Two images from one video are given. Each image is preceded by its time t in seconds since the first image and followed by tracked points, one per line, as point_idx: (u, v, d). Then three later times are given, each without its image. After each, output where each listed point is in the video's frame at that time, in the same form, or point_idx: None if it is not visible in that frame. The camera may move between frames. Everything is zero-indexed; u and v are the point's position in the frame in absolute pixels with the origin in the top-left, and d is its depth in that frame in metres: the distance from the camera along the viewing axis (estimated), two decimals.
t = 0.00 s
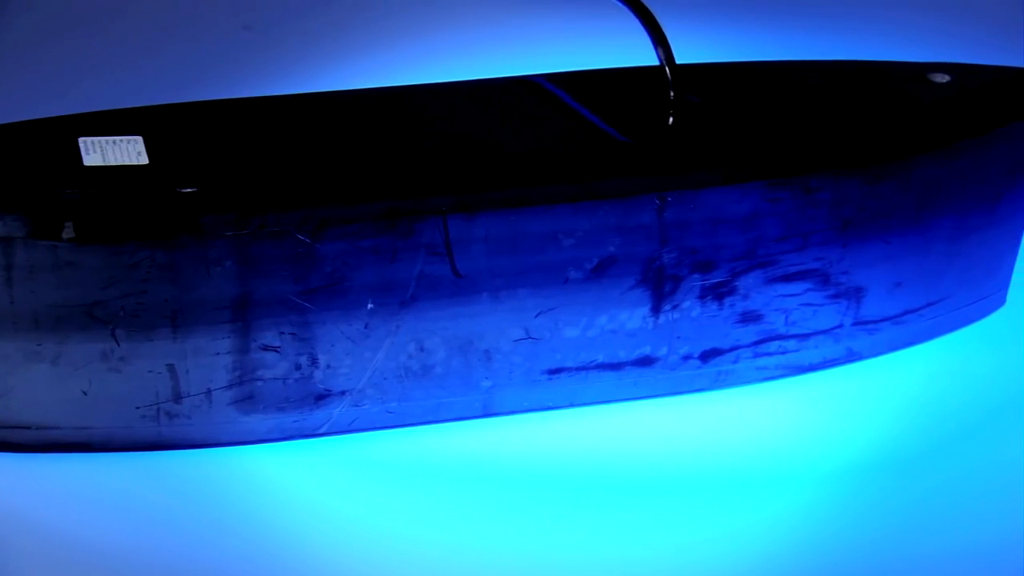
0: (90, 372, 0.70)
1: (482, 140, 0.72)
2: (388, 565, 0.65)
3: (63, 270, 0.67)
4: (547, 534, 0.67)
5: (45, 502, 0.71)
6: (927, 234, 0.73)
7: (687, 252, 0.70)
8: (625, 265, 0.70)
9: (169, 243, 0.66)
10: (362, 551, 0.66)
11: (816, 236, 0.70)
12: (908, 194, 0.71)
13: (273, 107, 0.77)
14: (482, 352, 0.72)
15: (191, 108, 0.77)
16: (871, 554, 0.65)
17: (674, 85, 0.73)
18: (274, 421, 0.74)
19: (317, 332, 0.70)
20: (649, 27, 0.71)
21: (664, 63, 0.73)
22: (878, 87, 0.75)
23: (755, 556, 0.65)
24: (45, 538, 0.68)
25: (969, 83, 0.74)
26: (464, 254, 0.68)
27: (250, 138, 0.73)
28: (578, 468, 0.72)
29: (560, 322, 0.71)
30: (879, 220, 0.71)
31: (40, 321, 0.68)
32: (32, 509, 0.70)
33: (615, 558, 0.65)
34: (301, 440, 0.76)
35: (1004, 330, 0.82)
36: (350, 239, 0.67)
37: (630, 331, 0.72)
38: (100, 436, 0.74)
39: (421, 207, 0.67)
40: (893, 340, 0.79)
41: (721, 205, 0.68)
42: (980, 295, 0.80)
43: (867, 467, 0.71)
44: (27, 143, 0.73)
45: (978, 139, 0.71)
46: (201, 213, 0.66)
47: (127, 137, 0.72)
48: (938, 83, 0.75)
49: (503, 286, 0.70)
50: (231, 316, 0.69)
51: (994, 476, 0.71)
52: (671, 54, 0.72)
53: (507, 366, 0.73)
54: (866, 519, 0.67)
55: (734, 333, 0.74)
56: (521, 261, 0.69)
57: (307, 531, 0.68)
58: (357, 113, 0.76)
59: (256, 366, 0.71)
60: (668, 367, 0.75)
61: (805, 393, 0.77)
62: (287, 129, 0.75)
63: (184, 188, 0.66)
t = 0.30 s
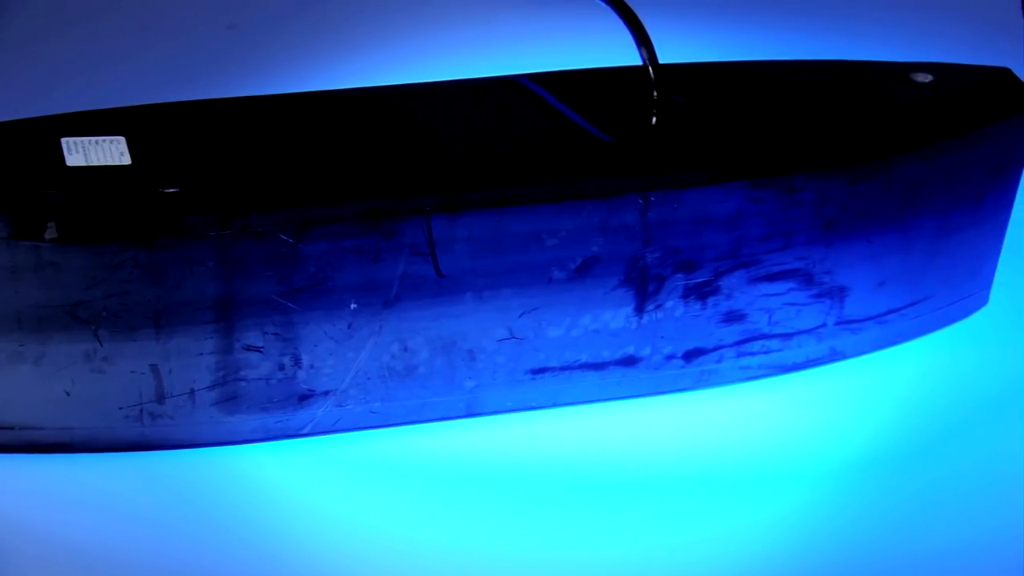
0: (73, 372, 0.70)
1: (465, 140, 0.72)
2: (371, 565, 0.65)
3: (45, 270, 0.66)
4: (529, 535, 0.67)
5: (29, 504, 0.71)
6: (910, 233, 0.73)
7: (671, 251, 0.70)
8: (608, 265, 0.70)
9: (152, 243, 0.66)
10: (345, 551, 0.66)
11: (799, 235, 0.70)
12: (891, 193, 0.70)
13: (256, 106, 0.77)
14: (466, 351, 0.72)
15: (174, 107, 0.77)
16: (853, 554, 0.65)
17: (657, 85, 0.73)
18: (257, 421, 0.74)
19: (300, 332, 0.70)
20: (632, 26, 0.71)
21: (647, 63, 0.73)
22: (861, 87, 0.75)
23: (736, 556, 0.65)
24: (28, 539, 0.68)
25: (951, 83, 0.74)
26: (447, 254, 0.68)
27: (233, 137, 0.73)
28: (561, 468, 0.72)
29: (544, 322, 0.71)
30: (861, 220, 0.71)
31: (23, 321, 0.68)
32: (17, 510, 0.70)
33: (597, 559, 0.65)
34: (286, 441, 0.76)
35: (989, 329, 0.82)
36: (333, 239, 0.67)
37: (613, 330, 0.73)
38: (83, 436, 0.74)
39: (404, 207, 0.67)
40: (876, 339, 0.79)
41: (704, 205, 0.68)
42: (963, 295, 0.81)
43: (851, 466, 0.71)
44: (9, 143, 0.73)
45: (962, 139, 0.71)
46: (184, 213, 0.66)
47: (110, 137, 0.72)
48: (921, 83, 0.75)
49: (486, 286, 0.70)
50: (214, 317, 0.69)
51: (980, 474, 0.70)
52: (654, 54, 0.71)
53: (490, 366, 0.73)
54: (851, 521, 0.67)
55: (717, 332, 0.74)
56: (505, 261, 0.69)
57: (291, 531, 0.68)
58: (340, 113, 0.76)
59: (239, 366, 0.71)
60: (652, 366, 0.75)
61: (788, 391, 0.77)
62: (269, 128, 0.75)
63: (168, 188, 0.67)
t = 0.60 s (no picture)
0: (56, 373, 0.70)
1: (448, 141, 0.72)
2: (357, 567, 0.65)
3: (28, 271, 0.66)
4: (514, 536, 0.67)
5: (13, 505, 0.71)
6: (894, 233, 0.73)
7: (654, 251, 0.69)
8: (592, 265, 0.70)
9: (135, 244, 0.66)
10: (329, 550, 0.66)
11: (783, 235, 0.70)
12: (874, 192, 0.70)
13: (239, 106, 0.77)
14: (449, 352, 0.72)
15: (154, 108, 0.77)
16: (837, 555, 0.65)
17: (641, 86, 0.73)
18: (241, 421, 0.74)
19: (284, 332, 0.70)
20: (615, 26, 0.71)
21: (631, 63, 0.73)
22: (844, 88, 0.75)
23: (718, 556, 0.65)
24: (12, 540, 0.68)
25: (934, 84, 0.74)
26: (431, 254, 0.68)
27: (215, 138, 0.73)
28: (545, 468, 0.72)
29: (527, 322, 0.71)
30: (845, 219, 0.71)
31: (5, 322, 0.68)
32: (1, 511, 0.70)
33: (580, 559, 0.65)
34: (269, 441, 0.75)
35: (973, 327, 0.82)
36: (316, 239, 0.66)
37: (596, 330, 0.73)
38: (65, 437, 0.74)
39: (388, 207, 0.66)
40: (859, 338, 0.79)
41: (688, 205, 0.68)
42: (947, 294, 0.81)
43: (834, 465, 0.71)
44: None
45: (946, 139, 0.70)
46: (168, 214, 0.66)
47: (92, 137, 0.72)
48: (904, 83, 0.75)
49: (470, 286, 0.69)
50: (197, 317, 0.69)
51: (965, 474, 0.70)
52: (638, 53, 0.71)
53: (474, 366, 0.73)
54: (835, 523, 0.67)
55: (700, 332, 0.74)
56: (488, 261, 0.69)
57: (275, 531, 0.68)
58: (323, 113, 0.76)
59: (222, 366, 0.71)
60: (635, 366, 0.75)
61: (771, 391, 0.77)
62: (252, 129, 0.74)
63: (150, 188, 0.68)
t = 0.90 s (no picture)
0: (39, 374, 0.70)
1: (432, 141, 0.72)
2: (340, 566, 0.65)
3: (11, 272, 0.66)
4: (498, 536, 0.67)
5: None
6: (878, 231, 0.73)
7: (638, 251, 0.69)
8: (576, 264, 0.69)
9: (118, 244, 0.65)
10: (313, 550, 0.66)
11: (767, 234, 0.70)
12: (858, 191, 0.70)
13: (223, 107, 0.77)
14: (433, 352, 0.72)
15: (137, 109, 0.77)
16: (823, 553, 0.65)
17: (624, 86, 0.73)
18: (225, 421, 0.74)
19: (267, 332, 0.70)
20: (599, 26, 0.71)
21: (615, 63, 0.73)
22: (827, 88, 0.75)
23: (703, 556, 0.65)
24: None
25: (917, 84, 0.75)
26: (415, 254, 0.68)
27: (199, 139, 0.73)
28: (529, 468, 0.72)
29: (512, 321, 0.71)
30: (828, 219, 0.71)
31: None
32: None
33: (565, 559, 0.65)
34: (253, 441, 0.75)
35: (958, 325, 0.82)
36: (300, 239, 0.66)
37: (580, 330, 0.73)
38: (48, 437, 0.74)
39: (372, 207, 0.66)
40: (843, 337, 0.79)
41: (672, 204, 0.68)
42: (931, 292, 0.81)
43: (819, 464, 0.71)
44: None
45: (929, 138, 0.71)
46: (151, 215, 0.66)
47: (76, 137, 0.72)
48: (887, 83, 0.75)
49: (454, 286, 0.69)
50: (180, 318, 0.69)
51: (951, 473, 0.70)
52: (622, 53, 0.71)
53: (458, 366, 0.73)
54: (821, 521, 0.67)
55: (685, 331, 0.74)
56: (472, 261, 0.69)
57: (262, 531, 0.68)
58: (307, 114, 0.76)
59: (206, 366, 0.71)
60: (618, 366, 0.75)
61: (755, 390, 0.77)
62: (235, 130, 0.75)
63: (134, 189, 0.68)
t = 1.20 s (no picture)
0: (24, 374, 0.70)
1: (417, 142, 0.72)
2: (324, 566, 0.65)
3: None
4: (483, 535, 0.67)
5: None
6: (863, 231, 0.73)
7: (623, 251, 0.69)
8: (561, 264, 0.69)
9: (101, 245, 0.65)
10: (298, 550, 0.66)
11: (751, 234, 0.70)
12: (843, 190, 0.70)
13: (208, 108, 0.77)
14: (418, 352, 0.72)
15: (122, 110, 0.77)
16: (808, 552, 0.64)
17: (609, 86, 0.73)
18: (210, 422, 0.74)
19: (252, 332, 0.70)
20: (585, 26, 0.71)
21: (600, 63, 0.73)
22: (811, 88, 0.75)
23: (690, 556, 0.64)
24: None
25: (902, 83, 0.75)
26: (400, 254, 0.68)
27: (184, 139, 0.73)
28: (513, 468, 0.72)
29: (497, 321, 0.71)
30: (813, 218, 0.71)
31: None
32: None
33: (552, 559, 0.65)
34: (239, 441, 0.75)
35: (941, 323, 0.83)
36: (285, 239, 0.66)
37: (566, 330, 0.73)
38: (33, 438, 0.74)
39: (356, 207, 0.66)
40: (828, 337, 0.79)
41: (657, 204, 0.68)
42: (916, 292, 0.81)
43: (805, 463, 0.71)
44: None
45: (914, 137, 0.71)
46: (135, 215, 0.66)
47: (61, 137, 0.72)
48: (872, 83, 0.75)
49: (439, 285, 0.69)
50: (165, 318, 0.69)
51: (937, 472, 0.70)
52: (606, 53, 0.71)
53: (443, 365, 0.73)
54: (807, 520, 0.67)
55: (670, 331, 0.74)
56: (457, 261, 0.69)
57: (249, 531, 0.68)
58: (290, 115, 0.76)
59: (191, 367, 0.71)
60: (604, 365, 0.75)
61: (740, 390, 0.77)
62: (221, 131, 0.75)
63: (118, 190, 0.68)
